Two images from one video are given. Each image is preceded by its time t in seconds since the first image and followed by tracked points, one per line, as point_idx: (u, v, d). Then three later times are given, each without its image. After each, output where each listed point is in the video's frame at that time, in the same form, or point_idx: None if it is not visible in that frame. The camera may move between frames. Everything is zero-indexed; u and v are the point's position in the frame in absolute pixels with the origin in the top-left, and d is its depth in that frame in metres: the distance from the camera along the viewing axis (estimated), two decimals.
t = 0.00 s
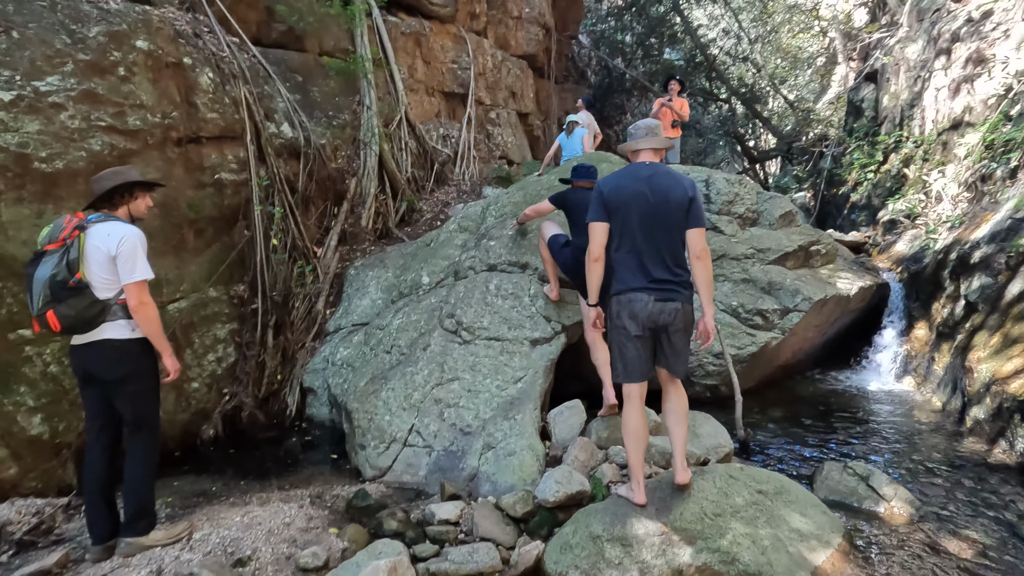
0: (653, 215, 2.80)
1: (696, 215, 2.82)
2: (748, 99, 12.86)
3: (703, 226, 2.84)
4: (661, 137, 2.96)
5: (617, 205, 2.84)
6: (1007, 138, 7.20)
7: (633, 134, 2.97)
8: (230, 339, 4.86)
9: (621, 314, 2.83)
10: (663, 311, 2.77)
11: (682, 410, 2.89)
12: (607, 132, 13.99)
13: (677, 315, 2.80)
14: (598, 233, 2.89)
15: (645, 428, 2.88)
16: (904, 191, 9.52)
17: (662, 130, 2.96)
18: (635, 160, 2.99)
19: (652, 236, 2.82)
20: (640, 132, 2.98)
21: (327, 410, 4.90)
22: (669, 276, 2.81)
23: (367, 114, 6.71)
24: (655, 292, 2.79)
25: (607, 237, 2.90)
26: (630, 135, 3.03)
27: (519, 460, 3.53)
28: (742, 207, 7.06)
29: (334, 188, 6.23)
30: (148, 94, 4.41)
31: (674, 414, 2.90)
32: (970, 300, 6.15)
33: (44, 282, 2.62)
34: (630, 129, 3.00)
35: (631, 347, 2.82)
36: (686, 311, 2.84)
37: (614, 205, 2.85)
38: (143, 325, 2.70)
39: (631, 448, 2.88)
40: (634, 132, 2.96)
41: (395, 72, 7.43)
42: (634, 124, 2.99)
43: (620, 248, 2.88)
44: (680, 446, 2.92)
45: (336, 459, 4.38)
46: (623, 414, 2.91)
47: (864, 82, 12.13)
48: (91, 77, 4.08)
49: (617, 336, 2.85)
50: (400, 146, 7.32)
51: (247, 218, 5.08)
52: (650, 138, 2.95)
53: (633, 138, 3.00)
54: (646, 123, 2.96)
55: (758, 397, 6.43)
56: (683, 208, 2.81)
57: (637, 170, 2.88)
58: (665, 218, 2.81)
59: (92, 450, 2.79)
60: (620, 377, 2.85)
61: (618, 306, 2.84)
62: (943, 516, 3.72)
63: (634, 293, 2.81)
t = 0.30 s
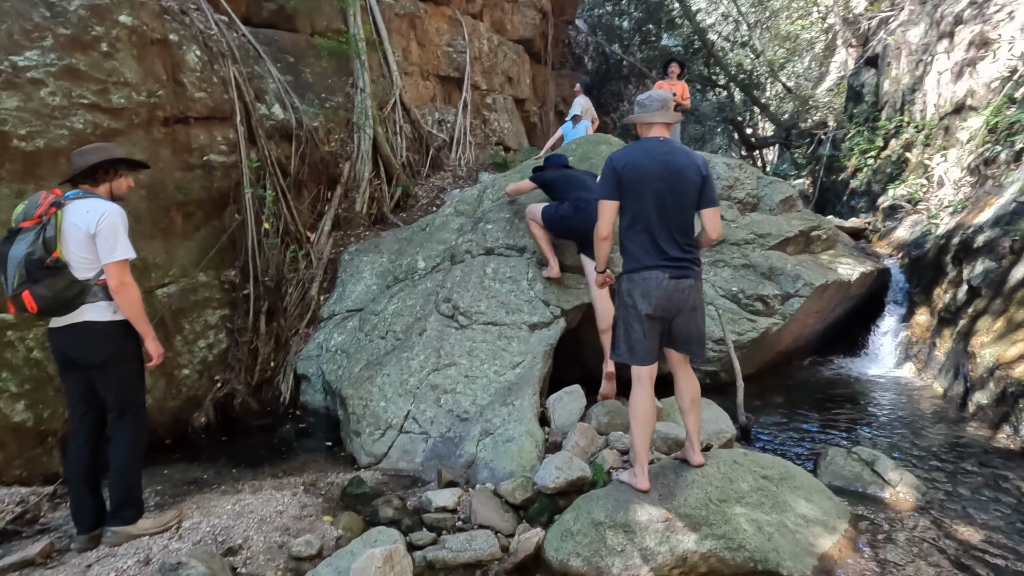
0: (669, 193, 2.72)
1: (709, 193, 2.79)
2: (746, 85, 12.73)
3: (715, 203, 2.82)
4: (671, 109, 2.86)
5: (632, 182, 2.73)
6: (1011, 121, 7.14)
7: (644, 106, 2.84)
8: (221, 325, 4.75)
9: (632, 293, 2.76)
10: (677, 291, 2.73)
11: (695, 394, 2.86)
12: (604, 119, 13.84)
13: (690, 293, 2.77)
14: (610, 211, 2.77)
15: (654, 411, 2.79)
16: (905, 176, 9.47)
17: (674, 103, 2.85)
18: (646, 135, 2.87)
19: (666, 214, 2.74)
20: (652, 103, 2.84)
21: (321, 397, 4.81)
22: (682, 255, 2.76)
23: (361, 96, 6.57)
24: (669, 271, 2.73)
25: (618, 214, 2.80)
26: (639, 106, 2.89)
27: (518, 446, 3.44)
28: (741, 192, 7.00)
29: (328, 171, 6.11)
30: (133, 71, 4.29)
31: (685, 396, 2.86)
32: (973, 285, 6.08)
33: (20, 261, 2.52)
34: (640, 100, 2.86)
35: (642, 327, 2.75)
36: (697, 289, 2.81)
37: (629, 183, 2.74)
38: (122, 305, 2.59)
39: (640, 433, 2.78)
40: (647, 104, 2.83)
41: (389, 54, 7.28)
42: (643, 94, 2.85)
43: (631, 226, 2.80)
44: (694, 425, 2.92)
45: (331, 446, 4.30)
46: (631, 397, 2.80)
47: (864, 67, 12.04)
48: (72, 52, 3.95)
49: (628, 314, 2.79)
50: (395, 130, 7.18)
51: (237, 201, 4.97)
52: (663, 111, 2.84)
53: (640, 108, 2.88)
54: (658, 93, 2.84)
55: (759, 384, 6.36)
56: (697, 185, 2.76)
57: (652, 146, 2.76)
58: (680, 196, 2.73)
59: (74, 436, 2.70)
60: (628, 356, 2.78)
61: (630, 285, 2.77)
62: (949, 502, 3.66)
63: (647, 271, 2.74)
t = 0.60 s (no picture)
0: (694, 179, 2.83)
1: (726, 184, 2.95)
2: (741, 73, 12.60)
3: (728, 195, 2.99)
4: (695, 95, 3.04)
5: (661, 164, 2.81)
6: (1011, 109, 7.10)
7: (671, 90, 3.01)
8: (210, 316, 4.63)
9: (655, 278, 2.79)
10: (701, 277, 2.80)
11: (701, 383, 2.90)
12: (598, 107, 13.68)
13: (710, 281, 2.85)
14: (638, 191, 2.83)
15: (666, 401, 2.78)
16: (901, 165, 9.45)
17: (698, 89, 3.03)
18: (673, 117, 3.04)
19: (691, 199, 2.84)
20: (680, 88, 3.00)
21: (314, 389, 4.71)
22: (703, 242, 2.85)
23: (352, 81, 6.43)
24: (693, 257, 2.80)
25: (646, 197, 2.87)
26: (664, 90, 3.06)
27: (517, 440, 3.36)
28: (739, 180, 7.01)
29: (319, 158, 5.98)
30: (115, 52, 4.14)
31: (691, 384, 2.90)
32: (971, 275, 6.02)
33: None
34: (666, 84, 3.03)
35: (665, 312, 2.77)
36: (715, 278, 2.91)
37: (658, 164, 2.81)
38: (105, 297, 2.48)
39: (653, 421, 2.77)
40: (675, 87, 2.98)
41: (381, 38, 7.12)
42: (669, 77, 3.03)
43: (656, 210, 2.86)
44: (698, 413, 2.92)
45: (324, 439, 4.21)
46: (644, 385, 2.79)
47: (861, 55, 11.97)
48: (50, 31, 3.80)
49: (650, 301, 2.81)
50: (387, 116, 7.04)
51: (226, 188, 4.84)
52: (688, 97, 3.01)
53: (665, 91, 3.05)
54: (684, 77, 3.01)
55: (756, 373, 6.31)
56: (717, 174, 2.89)
57: (680, 131, 2.87)
58: (704, 182, 2.85)
59: (55, 432, 2.59)
60: (649, 344, 2.79)
61: (654, 270, 2.80)
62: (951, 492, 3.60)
63: (672, 256, 2.79)
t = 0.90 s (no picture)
0: (698, 169, 2.75)
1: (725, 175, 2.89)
2: (725, 69, 12.60)
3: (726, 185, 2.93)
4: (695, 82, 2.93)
5: (665, 154, 2.72)
6: (995, 104, 7.12)
7: (670, 77, 2.90)
8: (189, 313, 4.47)
9: (661, 271, 2.72)
10: (706, 269, 2.74)
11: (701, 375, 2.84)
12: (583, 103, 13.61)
13: (713, 273, 2.79)
14: (642, 181, 2.73)
15: (681, 395, 2.69)
16: (885, 161, 9.51)
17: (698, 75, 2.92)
18: (672, 106, 2.93)
19: (694, 190, 2.77)
20: (679, 74, 2.90)
21: (298, 387, 4.58)
22: (707, 233, 2.79)
23: (336, 71, 6.28)
24: (697, 250, 2.73)
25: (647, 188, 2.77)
26: (662, 78, 2.95)
27: (511, 438, 3.26)
28: (728, 174, 6.97)
29: (301, 149, 5.84)
30: (84, 35, 3.96)
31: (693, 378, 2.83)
32: (957, 269, 5.97)
33: None
34: (664, 70, 2.92)
35: (672, 306, 2.70)
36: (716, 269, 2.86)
37: (661, 154, 2.72)
38: (76, 293, 2.34)
39: (667, 418, 2.68)
40: (673, 74, 2.88)
41: (365, 28, 6.96)
42: (668, 64, 2.92)
43: (659, 201, 2.78)
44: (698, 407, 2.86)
45: (309, 439, 4.08)
46: (657, 382, 2.70)
47: (845, 52, 12.02)
48: (14, 11, 3.61)
49: (656, 295, 2.73)
50: (371, 108, 6.89)
51: (204, 179, 4.68)
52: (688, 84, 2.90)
53: (663, 78, 2.94)
54: (683, 63, 2.91)
55: (745, 367, 6.29)
56: (719, 164, 2.82)
57: (682, 120, 2.78)
58: (706, 172, 2.77)
59: (23, 436, 2.44)
60: (657, 339, 2.71)
61: (659, 263, 2.73)
62: (948, 486, 3.51)
63: (677, 249, 2.72)
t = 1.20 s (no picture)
0: (707, 160, 2.61)
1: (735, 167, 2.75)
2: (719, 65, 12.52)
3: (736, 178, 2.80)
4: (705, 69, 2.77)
5: (673, 146, 2.57)
6: (994, 99, 7.07)
7: (678, 64, 2.74)
8: (176, 311, 4.33)
9: (670, 266, 2.59)
10: (716, 265, 2.61)
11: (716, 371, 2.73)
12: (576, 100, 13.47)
13: (724, 269, 2.67)
14: (650, 173, 2.58)
15: (695, 395, 2.58)
16: (880, 157, 9.48)
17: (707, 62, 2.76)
18: (680, 95, 2.76)
19: (704, 182, 2.63)
20: (687, 61, 2.73)
21: (291, 387, 4.47)
22: (716, 228, 2.66)
23: (327, 62, 6.13)
24: (707, 245, 2.60)
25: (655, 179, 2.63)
26: (669, 64, 2.78)
27: (515, 440, 3.14)
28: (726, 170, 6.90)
29: (292, 142, 5.69)
30: (65, 20, 3.80)
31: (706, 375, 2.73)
32: (958, 265, 5.89)
33: None
34: (672, 57, 2.75)
35: (681, 303, 2.58)
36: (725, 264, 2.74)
37: (669, 146, 2.57)
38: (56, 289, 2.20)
39: (681, 418, 2.57)
40: (681, 61, 2.71)
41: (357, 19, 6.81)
42: (676, 49, 2.74)
43: (667, 194, 2.63)
44: (714, 405, 2.77)
45: (303, 441, 3.94)
46: (670, 380, 2.60)
47: (839, 48, 11.98)
48: None
49: (665, 291, 2.60)
50: (364, 101, 6.74)
51: (192, 172, 4.54)
52: (698, 71, 2.74)
53: (671, 66, 2.78)
54: (692, 49, 2.73)
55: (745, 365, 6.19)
56: (728, 155, 2.69)
57: (690, 110, 2.63)
58: (716, 164, 2.63)
59: None
60: (667, 337, 2.59)
61: (667, 258, 2.60)
62: (960, 485, 3.39)
63: (686, 244, 2.59)
